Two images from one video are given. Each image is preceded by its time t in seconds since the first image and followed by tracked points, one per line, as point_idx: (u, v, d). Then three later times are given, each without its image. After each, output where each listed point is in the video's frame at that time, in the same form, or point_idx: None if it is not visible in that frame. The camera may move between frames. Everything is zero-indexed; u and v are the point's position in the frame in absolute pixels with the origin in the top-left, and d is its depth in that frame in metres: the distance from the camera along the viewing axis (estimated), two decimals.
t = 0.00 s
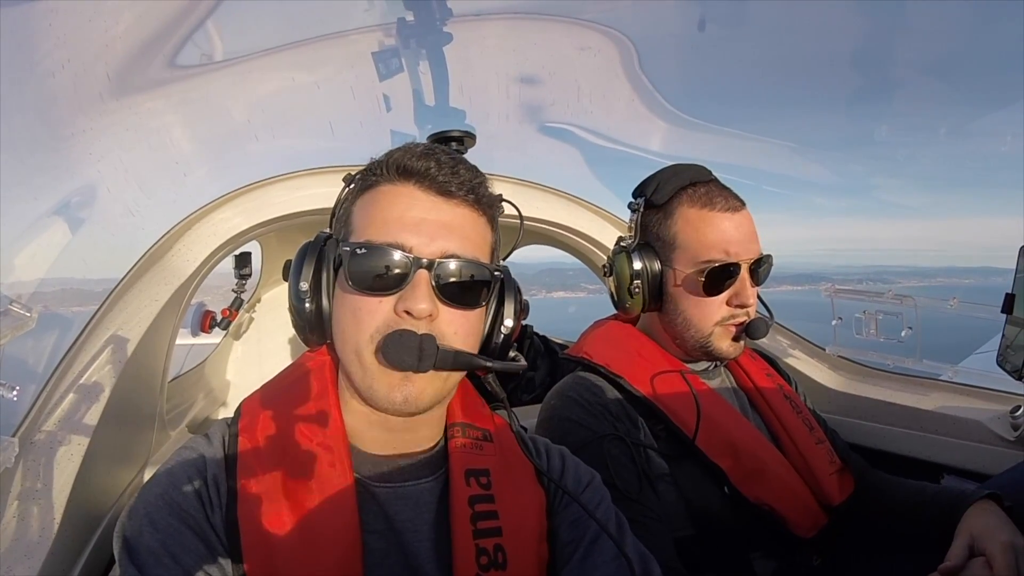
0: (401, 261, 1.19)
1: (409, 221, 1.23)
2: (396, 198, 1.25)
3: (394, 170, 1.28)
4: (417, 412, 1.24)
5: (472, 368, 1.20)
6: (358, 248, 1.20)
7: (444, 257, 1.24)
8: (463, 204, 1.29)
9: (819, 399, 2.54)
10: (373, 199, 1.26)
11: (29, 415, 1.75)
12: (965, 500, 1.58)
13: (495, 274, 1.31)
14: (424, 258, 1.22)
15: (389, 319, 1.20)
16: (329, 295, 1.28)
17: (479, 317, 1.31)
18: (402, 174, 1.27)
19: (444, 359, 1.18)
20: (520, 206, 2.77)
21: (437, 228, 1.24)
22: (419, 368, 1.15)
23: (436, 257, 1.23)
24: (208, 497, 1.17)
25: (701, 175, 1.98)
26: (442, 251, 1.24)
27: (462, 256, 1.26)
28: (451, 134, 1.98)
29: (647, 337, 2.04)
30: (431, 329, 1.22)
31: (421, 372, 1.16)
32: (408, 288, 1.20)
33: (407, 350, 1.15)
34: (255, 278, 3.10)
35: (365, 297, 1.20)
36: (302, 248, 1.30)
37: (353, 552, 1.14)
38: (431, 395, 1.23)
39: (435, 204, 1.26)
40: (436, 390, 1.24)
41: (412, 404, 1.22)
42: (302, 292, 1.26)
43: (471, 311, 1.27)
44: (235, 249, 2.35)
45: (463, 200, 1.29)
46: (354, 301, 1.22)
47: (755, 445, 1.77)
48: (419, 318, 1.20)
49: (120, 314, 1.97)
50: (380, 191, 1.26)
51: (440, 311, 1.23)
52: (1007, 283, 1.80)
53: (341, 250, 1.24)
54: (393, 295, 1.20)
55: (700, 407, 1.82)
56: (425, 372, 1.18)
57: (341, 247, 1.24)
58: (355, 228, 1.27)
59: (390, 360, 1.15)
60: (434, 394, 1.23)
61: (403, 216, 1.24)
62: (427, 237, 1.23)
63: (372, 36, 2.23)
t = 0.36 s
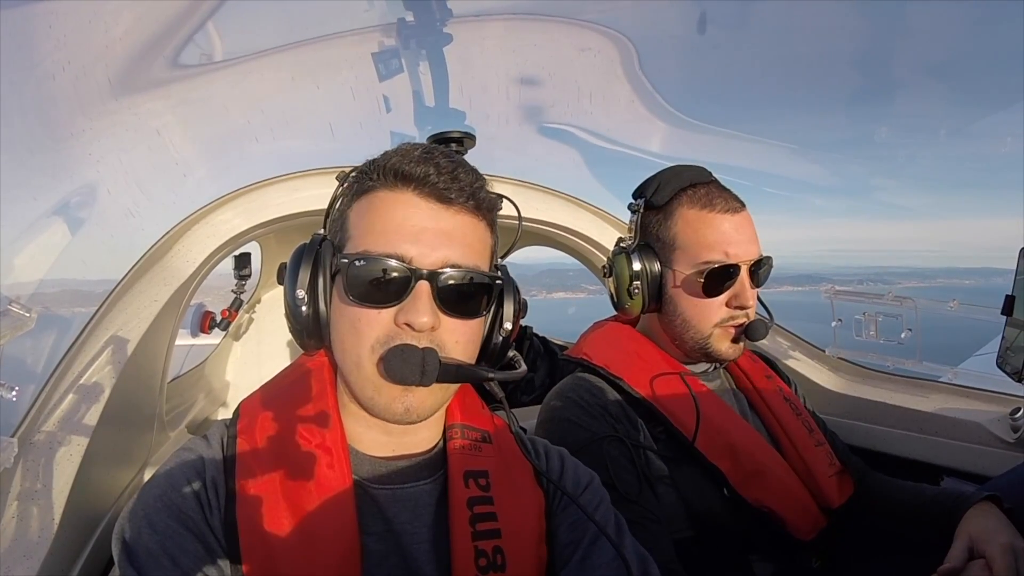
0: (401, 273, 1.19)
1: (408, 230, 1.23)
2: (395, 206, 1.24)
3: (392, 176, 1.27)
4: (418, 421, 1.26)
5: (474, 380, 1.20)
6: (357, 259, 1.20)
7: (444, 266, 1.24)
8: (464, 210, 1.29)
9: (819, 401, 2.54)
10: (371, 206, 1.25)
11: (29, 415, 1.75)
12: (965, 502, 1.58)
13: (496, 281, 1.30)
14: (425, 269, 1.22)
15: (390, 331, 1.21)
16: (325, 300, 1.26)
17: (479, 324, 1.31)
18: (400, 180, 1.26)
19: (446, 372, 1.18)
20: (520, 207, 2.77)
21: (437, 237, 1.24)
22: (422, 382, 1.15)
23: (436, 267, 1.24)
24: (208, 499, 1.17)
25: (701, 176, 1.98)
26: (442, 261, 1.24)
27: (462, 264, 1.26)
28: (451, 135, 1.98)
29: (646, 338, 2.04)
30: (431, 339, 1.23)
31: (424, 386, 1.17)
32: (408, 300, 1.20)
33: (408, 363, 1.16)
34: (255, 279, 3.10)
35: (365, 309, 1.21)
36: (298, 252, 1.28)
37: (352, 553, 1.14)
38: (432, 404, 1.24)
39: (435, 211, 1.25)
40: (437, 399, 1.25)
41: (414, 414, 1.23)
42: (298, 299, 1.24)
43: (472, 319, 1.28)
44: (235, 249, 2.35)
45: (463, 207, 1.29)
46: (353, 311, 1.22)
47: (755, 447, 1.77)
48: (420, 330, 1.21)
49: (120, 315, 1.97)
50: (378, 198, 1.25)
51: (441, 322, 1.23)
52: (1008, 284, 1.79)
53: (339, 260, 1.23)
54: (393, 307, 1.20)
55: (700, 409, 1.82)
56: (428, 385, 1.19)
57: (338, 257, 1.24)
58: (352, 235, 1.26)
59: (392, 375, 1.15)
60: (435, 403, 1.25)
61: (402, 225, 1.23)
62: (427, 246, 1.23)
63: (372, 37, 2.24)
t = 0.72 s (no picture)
0: (399, 279, 1.20)
1: (405, 236, 1.23)
2: (393, 210, 1.24)
3: (390, 180, 1.27)
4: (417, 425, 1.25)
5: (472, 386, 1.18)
6: (354, 265, 1.20)
7: (442, 272, 1.24)
8: (462, 215, 1.29)
9: (819, 403, 2.54)
10: (369, 210, 1.25)
11: (28, 416, 1.75)
12: (965, 505, 1.58)
13: (495, 285, 1.30)
14: (423, 275, 1.22)
15: (388, 336, 1.21)
16: (323, 304, 1.26)
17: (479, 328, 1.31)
18: (397, 184, 1.26)
19: (445, 379, 1.17)
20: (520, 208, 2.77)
21: (435, 242, 1.24)
22: (420, 391, 1.15)
23: (435, 273, 1.24)
24: (208, 500, 1.17)
25: (702, 178, 1.98)
26: (440, 266, 1.24)
27: (461, 269, 1.26)
28: (451, 136, 1.98)
29: (647, 340, 2.04)
30: (430, 346, 1.23)
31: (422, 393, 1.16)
32: (406, 306, 1.21)
33: (407, 372, 1.15)
34: (255, 279, 3.10)
35: (362, 316, 1.21)
36: (296, 255, 1.28)
37: (351, 555, 1.14)
38: (431, 409, 1.24)
39: (433, 216, 1.25)
40: (436, 405, 1.25)
41: (412, 419, 1.23)
42: (297, 303, 1.25)
43: (471, 325, 1.28)
44: (235, 249, 2.35)
45: (461, 211, 1.28)
46: (351, 317, 1.22)
47: (754, 450, 1.77)
48: (419, 337, 1.21)
49: (120, 316, 1.97)
50: (375, 202, 1.25)
51: (440, 328, 1.24)
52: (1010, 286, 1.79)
53: (336, 265, 1.24)
54: (390, 313, 1.20)
55: (700, 412, 1.82)
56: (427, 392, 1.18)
57: (336, 261, 1.24)
58: (350, 239, 1.26)
59: (390, 383, 1.15)
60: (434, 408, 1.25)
61: (399, 230, 1.23)
62: (425, 251, 1.23)
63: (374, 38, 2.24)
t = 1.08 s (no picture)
0: (399, 283, 1.20)
1: (404, 239, 1.23)
2: (392, 213, 1.24)
3: (390, 182, 1.27)
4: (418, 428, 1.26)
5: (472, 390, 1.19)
6: (353, 268, 1.20)
7: (442, 275, 1.24)
8: (462, 217, 1.29)
9: (821, 405, 2.54)
10: (368, 213, 1.25)
11: (28, 417, 1.75)
12: (966, 508, 1.57)
13: (495, 287, 1.30)
14: (423, 278, 1.22)
15: (388, 339, 1.21)
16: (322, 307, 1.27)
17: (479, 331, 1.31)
18: (397, 187, 1.26)
19: (445, 384, 1.18)
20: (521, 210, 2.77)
21: (435, 245, 1.24)
22: (420, 395, 1.16)
23: (435, 276, 1.24)
24: (208, 502, 1.17)
25: (703, 179, 1.98)
26: (440, 269, 1.24)
27: (461, 272, 1.27)
28: (453, 138, 1.98)
29: (648, 342, 2.04)
30: (430, 348, 1.23)
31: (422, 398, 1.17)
32: (406, 310, 1.21)
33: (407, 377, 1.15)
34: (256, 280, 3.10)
35: (361, 319, 1.21)
36: (296, 257, 1.29)
37: (352, 557, 1.14)
38: (431, 412, 1.25)
39: (433, 219, 1.25)
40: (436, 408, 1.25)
41: (412, 423, 1.23)
42: (296, 305, 1.25)
43: (472, 327, 1.28)
44: (236, 250, 2.35)
45: (461, 213, 1.28)
46: (350, 320, 1.22)
47: (756, 452, 1.77)
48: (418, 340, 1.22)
49: (121, 316, 1.97)
50: (375, 205, 1.25)
51: (440, 331, 1.24)
52: (1011, 287, 1.79)
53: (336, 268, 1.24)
54: (389, 317, 1.21)
55: (701, 414, 1.82)
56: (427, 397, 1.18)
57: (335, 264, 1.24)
58: (350, 241, 1.26)
59: (390, 388, 1.15)
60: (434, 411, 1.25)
61: (398, 233, 1.23)
62: (425, 255, 1.23)
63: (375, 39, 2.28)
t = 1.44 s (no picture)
0: (394, 279, 1.20)
1: (399, 235, 1.23)
2: (387, 210, 1.24)
3: (385, 180, 1.27)
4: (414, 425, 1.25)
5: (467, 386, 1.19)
6: (349, 265, 1.20)
7: (438, 272, 1.24)
8: (458, 213, 1.28)
9: (822, 406, 2.54)
10: (364, 210, 1.25)
11: (29, 418, 1.75)
12: (967, 508, 1.57)
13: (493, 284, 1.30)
14: (418, 275, 1.22)
15: (383, 335, 1.21)
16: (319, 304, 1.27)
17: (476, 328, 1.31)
18: (392, 183, 1.26)
19: (439, 379, 1.17)
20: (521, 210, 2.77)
21: (430, 241, 1.23)
22: (413, 390, 1.15)
23: (430, 272, 1.23)
24: (209, 503, 1.17)
25: (705, 180, 1.98)
26: (436, 266, 1.23)
27: (457, 268, 1.26)
28: (454, 138, 1.98)
29: (649, 343, 2.03)
30: (426, 345, 1.23)
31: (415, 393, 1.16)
32: (401, 306, 1.20)
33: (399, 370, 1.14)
34: (257, 280, 3.10)
35: (357, 315, 1.21)
36: (293, 256, 1.29)
37: (352, 558, 1.14)
38: (427, 409, 1.24)
39: (428, 215, 1.25)
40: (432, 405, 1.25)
41: (408, 419, 1.23)
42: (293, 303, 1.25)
43: (468, 325, 1.28)
44: (236, 251, 2.35)
45: (456, 209, 1.28)
46: (346, 316, 1.22)
47: (757, 452, 1.77)
48: (414, 336, 1.21)
49: (122, 317, 1.97)
50: (370, 202, 1.25)
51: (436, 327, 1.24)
52: (1014, 287, 1.79)
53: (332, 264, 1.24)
54: (385, 312, 1.20)
55: (702, 414, 1.82)
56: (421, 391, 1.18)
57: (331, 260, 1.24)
58: (346, 239, 1.26)
59: (382, 382, 1.14)
60: (429, 408, 1.25)
61: (394, 230, 1.23)
62: (420, 251, 1.22)
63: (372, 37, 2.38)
